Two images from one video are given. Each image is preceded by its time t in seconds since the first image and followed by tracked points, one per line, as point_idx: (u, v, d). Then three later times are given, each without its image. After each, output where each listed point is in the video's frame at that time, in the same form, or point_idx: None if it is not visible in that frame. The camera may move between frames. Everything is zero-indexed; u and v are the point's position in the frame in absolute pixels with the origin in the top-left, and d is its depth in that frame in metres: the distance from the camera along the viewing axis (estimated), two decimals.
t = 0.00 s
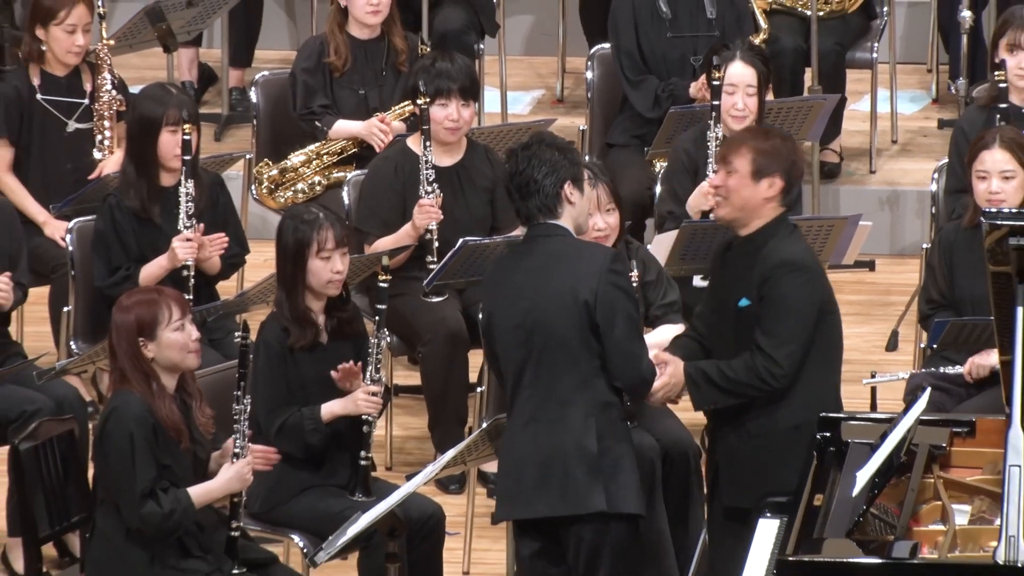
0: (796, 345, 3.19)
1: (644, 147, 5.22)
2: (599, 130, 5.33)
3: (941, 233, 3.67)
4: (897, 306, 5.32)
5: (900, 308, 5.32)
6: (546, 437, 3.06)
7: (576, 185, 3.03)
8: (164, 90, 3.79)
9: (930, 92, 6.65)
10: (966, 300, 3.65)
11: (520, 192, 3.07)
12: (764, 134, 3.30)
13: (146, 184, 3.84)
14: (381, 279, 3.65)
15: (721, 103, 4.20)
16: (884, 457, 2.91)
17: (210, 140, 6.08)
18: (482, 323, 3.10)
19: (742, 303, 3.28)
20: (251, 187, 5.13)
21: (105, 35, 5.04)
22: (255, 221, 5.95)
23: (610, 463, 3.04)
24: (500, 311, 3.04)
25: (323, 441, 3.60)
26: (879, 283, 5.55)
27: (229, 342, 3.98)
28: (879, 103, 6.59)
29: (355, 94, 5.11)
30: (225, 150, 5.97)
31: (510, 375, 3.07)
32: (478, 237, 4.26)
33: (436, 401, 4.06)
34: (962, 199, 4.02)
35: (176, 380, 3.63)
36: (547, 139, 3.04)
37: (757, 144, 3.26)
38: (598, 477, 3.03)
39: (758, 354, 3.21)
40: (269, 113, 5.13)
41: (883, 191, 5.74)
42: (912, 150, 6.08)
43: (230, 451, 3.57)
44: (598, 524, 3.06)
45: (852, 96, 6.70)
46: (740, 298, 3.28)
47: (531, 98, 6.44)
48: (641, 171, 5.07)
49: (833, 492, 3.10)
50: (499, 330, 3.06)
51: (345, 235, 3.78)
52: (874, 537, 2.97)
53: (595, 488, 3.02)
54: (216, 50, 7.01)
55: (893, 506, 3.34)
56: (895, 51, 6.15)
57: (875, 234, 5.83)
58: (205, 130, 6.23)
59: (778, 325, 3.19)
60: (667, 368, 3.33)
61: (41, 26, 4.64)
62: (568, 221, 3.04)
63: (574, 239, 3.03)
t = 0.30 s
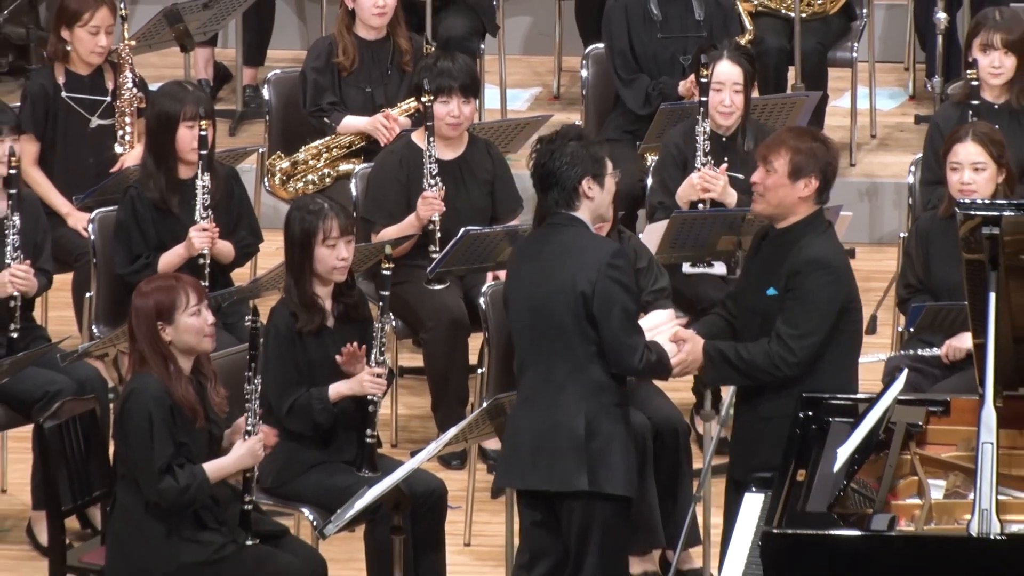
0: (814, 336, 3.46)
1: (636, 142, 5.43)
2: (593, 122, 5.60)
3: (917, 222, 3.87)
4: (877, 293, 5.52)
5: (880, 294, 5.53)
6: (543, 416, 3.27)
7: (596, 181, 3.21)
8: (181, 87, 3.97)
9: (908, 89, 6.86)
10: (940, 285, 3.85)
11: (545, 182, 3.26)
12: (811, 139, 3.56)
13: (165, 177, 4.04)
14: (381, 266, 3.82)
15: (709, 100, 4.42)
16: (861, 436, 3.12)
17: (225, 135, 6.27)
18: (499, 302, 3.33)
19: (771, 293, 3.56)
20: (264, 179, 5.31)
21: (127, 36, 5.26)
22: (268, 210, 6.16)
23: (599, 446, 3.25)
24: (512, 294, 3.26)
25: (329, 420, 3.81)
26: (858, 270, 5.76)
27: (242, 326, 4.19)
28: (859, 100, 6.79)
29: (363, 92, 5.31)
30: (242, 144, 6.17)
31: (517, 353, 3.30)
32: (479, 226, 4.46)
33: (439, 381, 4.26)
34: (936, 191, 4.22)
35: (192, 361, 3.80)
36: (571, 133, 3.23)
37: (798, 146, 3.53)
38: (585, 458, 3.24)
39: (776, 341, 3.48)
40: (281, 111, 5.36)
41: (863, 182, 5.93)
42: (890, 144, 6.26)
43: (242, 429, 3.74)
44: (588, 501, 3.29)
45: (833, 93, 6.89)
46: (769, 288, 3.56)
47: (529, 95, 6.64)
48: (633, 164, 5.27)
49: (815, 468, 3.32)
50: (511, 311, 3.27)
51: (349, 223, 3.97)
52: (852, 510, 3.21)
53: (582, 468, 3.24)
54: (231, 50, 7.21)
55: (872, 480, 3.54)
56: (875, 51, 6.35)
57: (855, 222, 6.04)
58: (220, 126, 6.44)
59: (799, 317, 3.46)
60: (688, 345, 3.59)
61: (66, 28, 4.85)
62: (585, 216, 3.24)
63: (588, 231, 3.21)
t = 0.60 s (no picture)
0: (815, 314, 3.58)
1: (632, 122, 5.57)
2: (590, 103, 5.71)
3: (903, 199, 4.02)
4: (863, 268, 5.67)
5: (866, 268, 5.67)
6: (549, 385, 3.37)
7: (617, 164, 3.31)
8: (192, 69, 4.10)
9: (893, 70, 7.01)
10: (925, 259, 3.99)
11: (569, 161, 3.36)
12: (825, 120, 3.65)
13: (177, 156, 4.19)
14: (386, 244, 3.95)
15: (702, 81, 4.56)
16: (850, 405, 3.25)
17: (234, 115, 6.42)
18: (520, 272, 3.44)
19: (773, 265, 3.68)
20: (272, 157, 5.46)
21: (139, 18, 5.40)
22: (274, 189, 6.32)
23: (599, 416, 3.33)
24: (530, 265, 3.37)
25: (335, 389, 3.95)
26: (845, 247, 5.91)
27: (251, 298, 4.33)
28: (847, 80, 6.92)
29: (367, 72, 5.45)
30: (249, 123, 6.31)
31: (530, 323, 3.40)
32: (480, 202, 4.60)
33: (440, 351, 4.41)
34: (922, 168, 4.35)
35: (202, 333, 3.89)
36: (594, 116, 3.32)
37: (814, 127, 3.62)
38: (585, 427, 3.33)
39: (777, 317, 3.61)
40: (288, 92, 5.51)
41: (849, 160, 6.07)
42: (876, 123, 6.38)
43: (251, 399, 3.86)
44: (588, 469, 3.38)
45: (823, 73, 7.03)
46: (771, 261, 3.68)
47: (528, 76, 6.77)
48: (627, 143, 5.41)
49: (806, 436, 3.46)
50: (528, 282, 3.38)
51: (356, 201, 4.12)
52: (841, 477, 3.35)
53: (581, 437, 3.33)
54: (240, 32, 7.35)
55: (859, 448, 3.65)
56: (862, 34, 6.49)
57: (841, 198, 6.19)
58: (229, 105, 6.58)
59: (802, 294, 3.57)
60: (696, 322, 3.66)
61: (81, 11, 5.00)
62: (606, 197, 3.34)
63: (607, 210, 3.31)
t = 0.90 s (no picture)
0: (815, 309, 3.61)
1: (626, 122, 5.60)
2: (585, 103, 5.73)
3: (896, 198, 4.05)
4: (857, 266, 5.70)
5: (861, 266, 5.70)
6: (552, 382, 3.36)
7: (638, 167, 3.27)
8: (190, 69, 4.12)
9: (886, 70, 7.04)
10: (918, 257, 4.02)
11: (590, 160, 3.30)
12: (814, 112, 3.64)
13: (175, 155, 4.21)
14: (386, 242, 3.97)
15: (696, 81, 4.59)
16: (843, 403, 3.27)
17: (232, 114, 6.45)
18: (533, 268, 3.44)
19: (772, 259, 3.69)
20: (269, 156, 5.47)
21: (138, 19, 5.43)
22: (271, 188, 6.35)
23: (600, 415, 3.30)
24: (540, 263, 3.36)
25: (332, 385, 3.98)
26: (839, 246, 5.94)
27: (248, 295, 4.36)
28: (839, 79, 6.96)
29: (364, 72, 5.48)
30: (246, 122, 6.34)
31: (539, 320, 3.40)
32: (476, 200, 4.63)
33: (437, 349, 4.43)
34: (915, 167, 4.38)
35: (200, 331, 3.90)
36: (618, 117, 3.27)
37: (812, 122, 3.61)
38: (584, 425, 3.32)
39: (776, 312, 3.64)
40: (286, 91, 5.53)
41: (843, 159, 6.10)
42: (869, 123, 6.40)
43: (248, 396, 3.87)
44: (587, 468, 3.36)
45: (816, 73, 7.07)
46: (769, 254, 3.69)
47: (524, 75, 6.80)
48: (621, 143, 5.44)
49: (800, 434, 3.48)
50: (538, 279, 3.38)
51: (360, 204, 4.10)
52: (835, 474, 3.38)
53: (580, 434, 3.32)
54: (238, 32, 7.38)
55: (853, 445, 3.67)
56: (856, 34, 6.52)
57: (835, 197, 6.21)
58: (227, 105, 6.61)
59: (804, 289, 3.60)
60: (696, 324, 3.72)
61: (80, 12, 5.03)
62: (622, 200, 3.30)
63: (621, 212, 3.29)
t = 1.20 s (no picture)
0: (812, 307, 3.61)
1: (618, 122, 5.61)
2: (578, 104, 5.73)
3: (887, 198, 4.06)
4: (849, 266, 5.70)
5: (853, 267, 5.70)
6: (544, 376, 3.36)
7: (639, 162, 3.22)
8: (182, 70, 4.12)
9: (878, 70, 7.05)
10: (910, 257, 4.03)
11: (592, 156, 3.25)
12: (791, 112, 3.66)
13: (168, 156, 4.21)
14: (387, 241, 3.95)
15: (688, 81, 4.59)
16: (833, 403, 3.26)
17: (224, 115, 6.46)
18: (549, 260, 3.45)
19: (766, 257, 3.69)
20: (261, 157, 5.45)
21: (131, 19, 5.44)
22: (264, 188, 6.35)
23: (581, 411, 3.27)
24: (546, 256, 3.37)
25: (327, 385, 3.98)
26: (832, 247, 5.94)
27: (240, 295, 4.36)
28: (831, 79, 6.97)
29: (356, 72, 5.51)
30: (238, 123, 6.34)
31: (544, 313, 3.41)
32: (468, 201, 4.64)
33: (429, 349, 4.43)
34: (907, 168, 4.39)
35: (191, 332, 3.90)
36: (616, 113, 3.22)
37: (792, 123, 3.63)
38: (564, 420, 3.30)
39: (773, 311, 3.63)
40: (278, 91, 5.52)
41: (835, 159, 6.09)
42: (861, 123, 6.41)
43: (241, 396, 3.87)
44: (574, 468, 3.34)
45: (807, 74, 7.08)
46: (762, 253, 3.69)
47: (516, 76, 6.79)
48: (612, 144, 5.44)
49: (791, 434, 3.48)
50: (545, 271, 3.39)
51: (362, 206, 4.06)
52: (826, 475, 3.37)
53: (560, 429, 3.31)
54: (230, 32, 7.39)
55: (845, 445, 3.67)
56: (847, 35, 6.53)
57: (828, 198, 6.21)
58: (219, 105, 6.61)
59: (802, 288, 3.60)
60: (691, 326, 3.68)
61: (74, 12, 5.03)
62: (621, 197, 3.26)
63: (620, 210, 3.25)
